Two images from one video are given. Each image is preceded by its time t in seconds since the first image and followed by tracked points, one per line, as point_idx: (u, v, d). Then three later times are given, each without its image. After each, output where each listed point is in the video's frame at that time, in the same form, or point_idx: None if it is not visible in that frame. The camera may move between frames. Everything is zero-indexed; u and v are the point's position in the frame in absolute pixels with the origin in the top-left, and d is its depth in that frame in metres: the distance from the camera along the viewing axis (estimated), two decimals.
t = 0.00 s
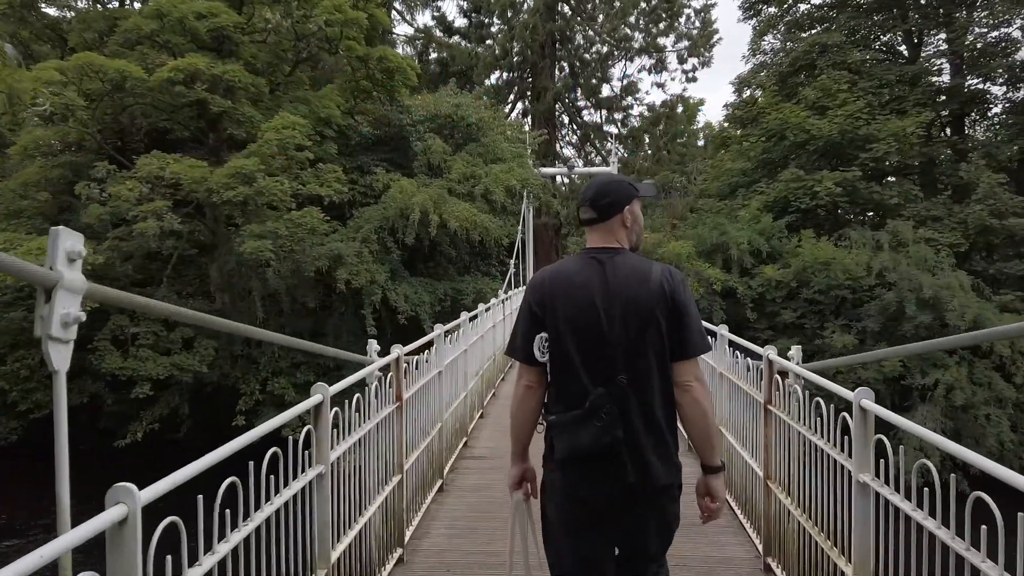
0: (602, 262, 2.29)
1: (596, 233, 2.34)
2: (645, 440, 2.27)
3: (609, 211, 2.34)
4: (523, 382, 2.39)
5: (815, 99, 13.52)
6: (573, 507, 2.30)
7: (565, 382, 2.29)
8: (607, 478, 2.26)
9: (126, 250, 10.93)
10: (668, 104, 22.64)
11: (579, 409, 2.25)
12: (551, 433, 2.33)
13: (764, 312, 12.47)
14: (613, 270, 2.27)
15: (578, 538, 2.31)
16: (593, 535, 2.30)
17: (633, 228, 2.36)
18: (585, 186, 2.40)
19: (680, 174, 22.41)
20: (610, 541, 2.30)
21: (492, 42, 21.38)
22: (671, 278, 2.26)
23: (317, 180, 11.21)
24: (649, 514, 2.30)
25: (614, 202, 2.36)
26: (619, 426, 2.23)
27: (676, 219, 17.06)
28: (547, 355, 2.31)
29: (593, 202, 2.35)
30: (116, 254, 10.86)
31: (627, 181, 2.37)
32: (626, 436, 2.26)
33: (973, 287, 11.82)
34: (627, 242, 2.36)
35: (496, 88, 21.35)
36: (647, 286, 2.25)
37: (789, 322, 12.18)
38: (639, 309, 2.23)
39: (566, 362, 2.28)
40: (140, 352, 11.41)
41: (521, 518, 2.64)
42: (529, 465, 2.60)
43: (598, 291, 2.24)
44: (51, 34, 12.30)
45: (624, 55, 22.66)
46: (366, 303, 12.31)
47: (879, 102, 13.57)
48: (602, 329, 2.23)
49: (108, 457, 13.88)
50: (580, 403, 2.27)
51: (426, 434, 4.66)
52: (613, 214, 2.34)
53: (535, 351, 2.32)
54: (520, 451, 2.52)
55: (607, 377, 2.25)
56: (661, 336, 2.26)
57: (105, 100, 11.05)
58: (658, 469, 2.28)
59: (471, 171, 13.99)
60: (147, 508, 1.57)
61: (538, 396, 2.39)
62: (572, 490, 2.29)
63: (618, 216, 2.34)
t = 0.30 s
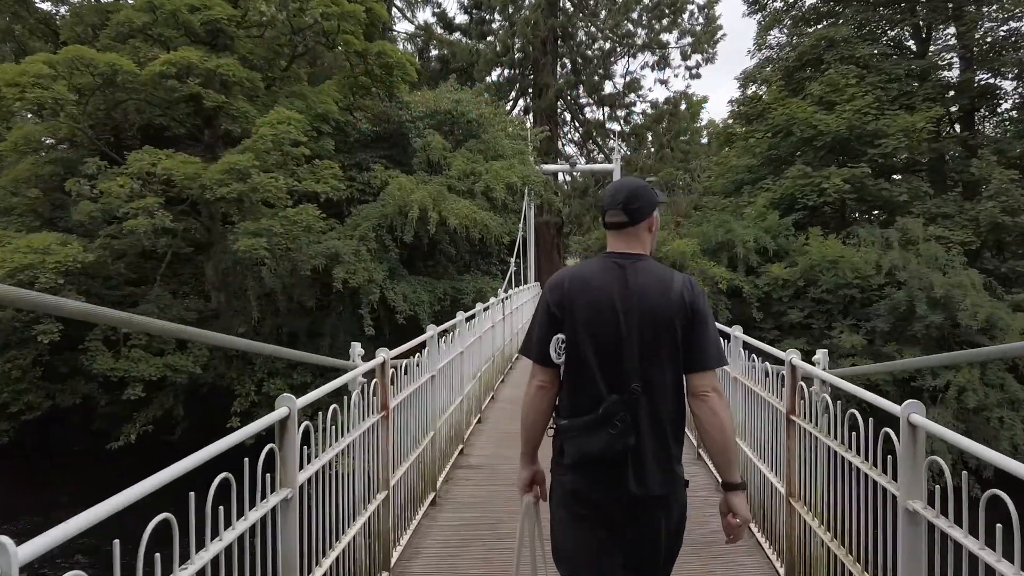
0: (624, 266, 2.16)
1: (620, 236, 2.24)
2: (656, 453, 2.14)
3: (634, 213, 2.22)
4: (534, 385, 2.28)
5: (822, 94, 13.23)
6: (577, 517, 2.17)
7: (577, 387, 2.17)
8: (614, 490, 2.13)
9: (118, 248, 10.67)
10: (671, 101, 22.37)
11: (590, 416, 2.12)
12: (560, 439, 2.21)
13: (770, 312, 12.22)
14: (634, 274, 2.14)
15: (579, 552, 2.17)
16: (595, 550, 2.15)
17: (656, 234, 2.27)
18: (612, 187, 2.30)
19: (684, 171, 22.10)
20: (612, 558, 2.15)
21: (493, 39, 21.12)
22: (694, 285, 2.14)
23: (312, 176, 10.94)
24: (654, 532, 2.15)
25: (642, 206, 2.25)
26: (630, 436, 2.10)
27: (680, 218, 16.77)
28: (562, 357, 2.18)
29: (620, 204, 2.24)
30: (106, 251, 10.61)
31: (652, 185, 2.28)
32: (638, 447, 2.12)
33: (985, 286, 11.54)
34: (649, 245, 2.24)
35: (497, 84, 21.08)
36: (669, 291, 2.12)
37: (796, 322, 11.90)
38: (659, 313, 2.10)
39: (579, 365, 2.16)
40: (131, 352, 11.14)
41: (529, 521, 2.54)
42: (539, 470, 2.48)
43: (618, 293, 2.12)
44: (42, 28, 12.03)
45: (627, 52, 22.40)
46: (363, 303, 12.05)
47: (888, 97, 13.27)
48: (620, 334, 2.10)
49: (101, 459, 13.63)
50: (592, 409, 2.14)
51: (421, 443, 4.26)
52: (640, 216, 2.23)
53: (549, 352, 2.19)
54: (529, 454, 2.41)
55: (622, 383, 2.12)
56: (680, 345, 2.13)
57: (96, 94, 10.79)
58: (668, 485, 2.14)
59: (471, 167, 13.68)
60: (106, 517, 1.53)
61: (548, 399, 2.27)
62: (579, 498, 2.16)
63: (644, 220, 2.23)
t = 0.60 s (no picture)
0: (645, 265, 2.24)
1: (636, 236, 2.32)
2: (680, 451, 2.24)
3: (653, 213, 2.32)
4: (555, 383, 2.34)
5: (829, 93, 12.95)
6: (605, 515, 2.26)
7: (602, 388, 2.24)
8: (641, 487, 2.23)
9: (108, 250, 10.43)
10: (674, 101, 22.09)
11: (617, 416, 2.21)
12: (583, 438, 2.28)
13: (777, 315, 11.86)
14: (657, 275, 2.23)
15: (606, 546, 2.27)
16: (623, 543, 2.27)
17: (674, 233, 2.35)
18: (626, 186, 2.37)
19: (686, 171, 21.82)
20: (639, 553, 2.26)
21: (493, 37, 20.85)
22: (714, 289, 2.24)
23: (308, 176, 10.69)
24: (680, 527, 2.25)
25: (658, 205, 2.34)
26: (658, 435, 2.20)
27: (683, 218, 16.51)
28: (585, 358, 2.25)
29: (638, 202, 2.32)
30: (98, 253, 10.35)
31: (668, 184, 2.36)
32: (664, 445, 2.23)
33: (997, 289, 11.27)
34: (666, 246, 2.33)
35: (498, 83, 20.81)
36: (691, 294, 2.22)
37: (803, 325, 11.63)
38: (682, 316, 2.20)
39: (604, 365, 2.23)
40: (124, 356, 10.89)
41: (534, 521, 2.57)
42: (548, 466, 2.54)
43: (642, 296, 2.20)
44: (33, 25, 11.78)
45: (629, 50, 22.12)
46: (360, 305, 11.79)
47: (897, 95, 12.99)
48: (646, 335, 2.18)
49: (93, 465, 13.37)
50: (617, 408, 2.22)
51: (410, 464, 3.98)
52: (658, 215, 2.32)
53: (572, 352, 2.26)
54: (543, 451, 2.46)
55: (647, 384, 2.21)
56: (702, 344, 2.23)
57: (87, 92, 10.54)
58: (693, 481, 2.25)
59: (471, 168, 13.41)
60: None
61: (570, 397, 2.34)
62: (605, 495, 2.25)
63: (659, 222, 2.32)
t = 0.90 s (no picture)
0: (640, 272, 2.11)
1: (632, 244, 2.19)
2: (680, 459, 2.09)
3: (650, 220, 2.18)
4: (552, 393, 2.21)
5: (835, 89, 12.69)
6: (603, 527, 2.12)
7: (597, 397, 2.10)
8: (638, 497, 2.08)
9: (97, 249, 10.17)
10: (675, 99, 21.81)
11: (612, 426, 2.07)
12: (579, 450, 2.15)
13: (782, 316, 11.64)
14: (651, 279, 2.09)
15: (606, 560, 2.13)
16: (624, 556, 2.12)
17: (673, 239, 2.22)
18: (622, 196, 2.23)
19: (688, 170, 21.55)
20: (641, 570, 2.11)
21: (493, 34, 20.60)
22: (713, 291, 2.11)
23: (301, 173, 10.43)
24: (683, 540, 2.10)
25: (654, 211, 2.20)
26: (654, 443, 2.06)
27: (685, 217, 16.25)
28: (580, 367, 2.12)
29: (634, 208, 2.19)
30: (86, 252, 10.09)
31: (666, 188, 2.23)
32: (662, 454, 2.09)
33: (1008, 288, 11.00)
34: (664, 251, 2.19)
35: (497, 81, 20.55)
36: (687, 298, 2.08)
37: (808, 326, 11.36)
38: (680, 321, 2.06)
39: (599, 376, 2.10)
40: (113, 358, 10.63)
41: (533, 539, 2.40)
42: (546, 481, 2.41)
43: (638, 300, 2.07)
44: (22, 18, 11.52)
45: (630, 48, 21.86)
46: (356, 306, 11.53)
47: (904, 91, 12.73)
48: (641, 342, 2.04)
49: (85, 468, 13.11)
50: (614, 419, 2.09)
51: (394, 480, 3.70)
52: (657, 221, 2.18)
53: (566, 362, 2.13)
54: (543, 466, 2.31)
55: (645, 392, 2.07)
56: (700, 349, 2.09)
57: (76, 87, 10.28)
58: (694, 491, 2.10)
59: (470, 165, 13.15)
60: None
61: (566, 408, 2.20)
62: (603, 507, 2.11)
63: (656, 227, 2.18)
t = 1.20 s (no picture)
0: (630, 267, 2.17)
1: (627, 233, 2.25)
2: (669, 452, 2.15)
3: (639, 213, 2.24)
4: (541, 385, 2.27)
5: (841, 86, 12.43)
6: (592, 519, 2.17)
7: (587, 390, 2.17)
8: (628, 488, 2.14)
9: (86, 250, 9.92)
10: (678, 97, 21.54)
11: (601, 419, 2.14)
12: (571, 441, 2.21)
13: (787, 318, 11.40)
14: (641, 274, 2.15)
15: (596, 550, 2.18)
16: (612, 548, 2.17)
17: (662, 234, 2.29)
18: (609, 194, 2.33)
19: (691, 169, 21.30)
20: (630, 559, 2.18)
21: (492, 32, 20.34)
22: (703, 288, 2.16)
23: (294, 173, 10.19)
24: (670, 529, 2.17)
25: (646, 204, 2.26)
26: (642, 437, 2.12)
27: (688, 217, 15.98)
28: (571, 359, 2.18)
29: (624, 202, 2.25)
30: (74, 254, 9.84)
31: (656, 183, 2.29)
32: (650, 446, 2.15)
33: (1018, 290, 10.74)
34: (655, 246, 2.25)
35: (497, 79, 20.29)
36: (676, 294, 2.14)
37: (814, 329, 11.10)
38: (669, 315, 2.12)
39: (589, 369, 2.16)
40: (103, 362, 10.38)
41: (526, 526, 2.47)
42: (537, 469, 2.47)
43: (627, 296, 2.13)
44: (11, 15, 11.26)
45: (632, 46, 21.60)
46: (352, 308, 11.29)
47: (912, 88, 12.47)
48: (631, 337, 2.11)
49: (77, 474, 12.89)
50: (603, 412, 2.15)
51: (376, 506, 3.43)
52: (647, 215, 2.25)
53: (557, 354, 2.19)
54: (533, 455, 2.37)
55: (633, 385, 2.13)
56: (689, 345, 2.15)
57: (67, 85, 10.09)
58: (682, 482, 2.16)
59: (468, 165, 12.90)
60: None
61: (555, 399, 2.26)
62: (592, 498, 2.17)
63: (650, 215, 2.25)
